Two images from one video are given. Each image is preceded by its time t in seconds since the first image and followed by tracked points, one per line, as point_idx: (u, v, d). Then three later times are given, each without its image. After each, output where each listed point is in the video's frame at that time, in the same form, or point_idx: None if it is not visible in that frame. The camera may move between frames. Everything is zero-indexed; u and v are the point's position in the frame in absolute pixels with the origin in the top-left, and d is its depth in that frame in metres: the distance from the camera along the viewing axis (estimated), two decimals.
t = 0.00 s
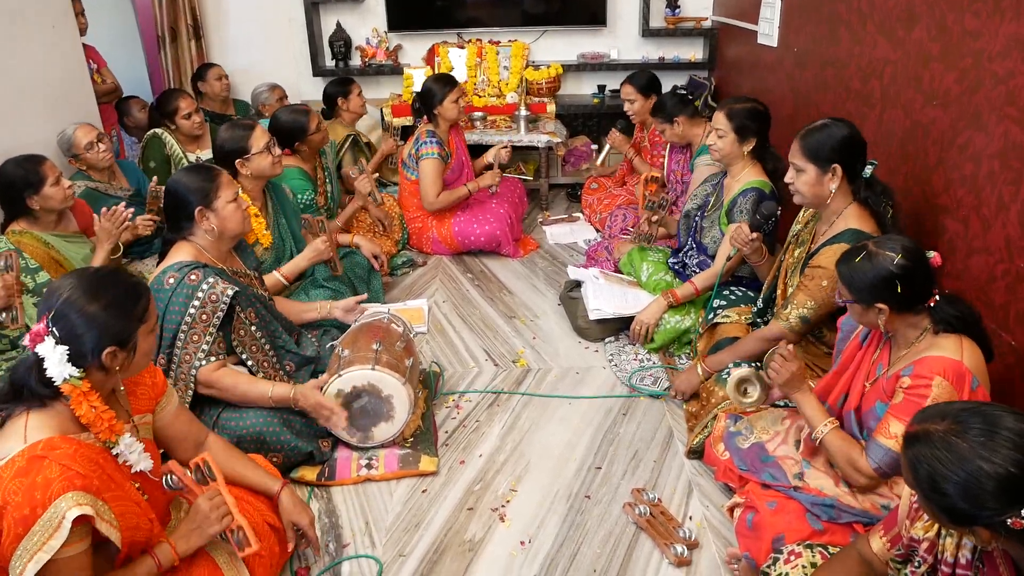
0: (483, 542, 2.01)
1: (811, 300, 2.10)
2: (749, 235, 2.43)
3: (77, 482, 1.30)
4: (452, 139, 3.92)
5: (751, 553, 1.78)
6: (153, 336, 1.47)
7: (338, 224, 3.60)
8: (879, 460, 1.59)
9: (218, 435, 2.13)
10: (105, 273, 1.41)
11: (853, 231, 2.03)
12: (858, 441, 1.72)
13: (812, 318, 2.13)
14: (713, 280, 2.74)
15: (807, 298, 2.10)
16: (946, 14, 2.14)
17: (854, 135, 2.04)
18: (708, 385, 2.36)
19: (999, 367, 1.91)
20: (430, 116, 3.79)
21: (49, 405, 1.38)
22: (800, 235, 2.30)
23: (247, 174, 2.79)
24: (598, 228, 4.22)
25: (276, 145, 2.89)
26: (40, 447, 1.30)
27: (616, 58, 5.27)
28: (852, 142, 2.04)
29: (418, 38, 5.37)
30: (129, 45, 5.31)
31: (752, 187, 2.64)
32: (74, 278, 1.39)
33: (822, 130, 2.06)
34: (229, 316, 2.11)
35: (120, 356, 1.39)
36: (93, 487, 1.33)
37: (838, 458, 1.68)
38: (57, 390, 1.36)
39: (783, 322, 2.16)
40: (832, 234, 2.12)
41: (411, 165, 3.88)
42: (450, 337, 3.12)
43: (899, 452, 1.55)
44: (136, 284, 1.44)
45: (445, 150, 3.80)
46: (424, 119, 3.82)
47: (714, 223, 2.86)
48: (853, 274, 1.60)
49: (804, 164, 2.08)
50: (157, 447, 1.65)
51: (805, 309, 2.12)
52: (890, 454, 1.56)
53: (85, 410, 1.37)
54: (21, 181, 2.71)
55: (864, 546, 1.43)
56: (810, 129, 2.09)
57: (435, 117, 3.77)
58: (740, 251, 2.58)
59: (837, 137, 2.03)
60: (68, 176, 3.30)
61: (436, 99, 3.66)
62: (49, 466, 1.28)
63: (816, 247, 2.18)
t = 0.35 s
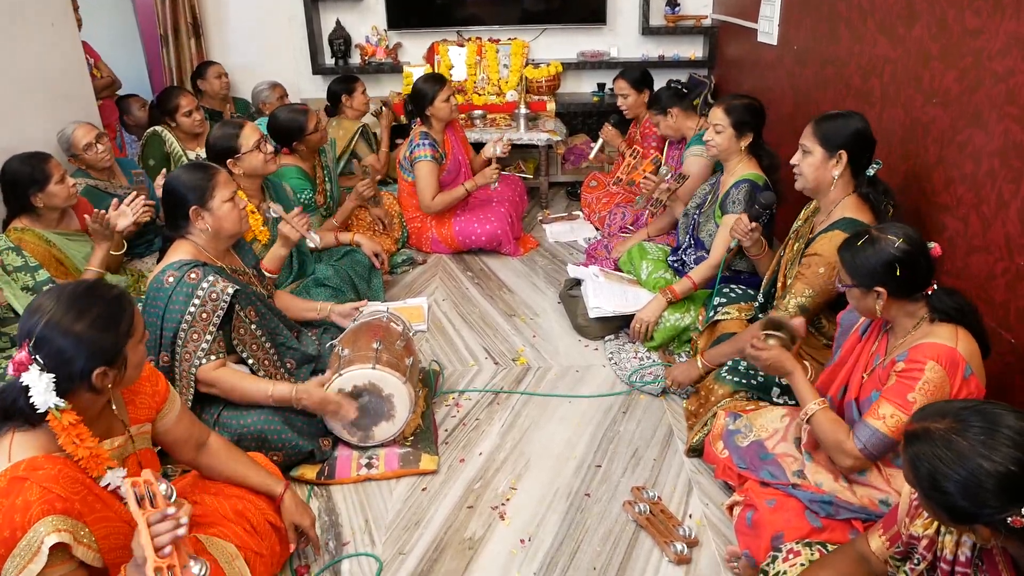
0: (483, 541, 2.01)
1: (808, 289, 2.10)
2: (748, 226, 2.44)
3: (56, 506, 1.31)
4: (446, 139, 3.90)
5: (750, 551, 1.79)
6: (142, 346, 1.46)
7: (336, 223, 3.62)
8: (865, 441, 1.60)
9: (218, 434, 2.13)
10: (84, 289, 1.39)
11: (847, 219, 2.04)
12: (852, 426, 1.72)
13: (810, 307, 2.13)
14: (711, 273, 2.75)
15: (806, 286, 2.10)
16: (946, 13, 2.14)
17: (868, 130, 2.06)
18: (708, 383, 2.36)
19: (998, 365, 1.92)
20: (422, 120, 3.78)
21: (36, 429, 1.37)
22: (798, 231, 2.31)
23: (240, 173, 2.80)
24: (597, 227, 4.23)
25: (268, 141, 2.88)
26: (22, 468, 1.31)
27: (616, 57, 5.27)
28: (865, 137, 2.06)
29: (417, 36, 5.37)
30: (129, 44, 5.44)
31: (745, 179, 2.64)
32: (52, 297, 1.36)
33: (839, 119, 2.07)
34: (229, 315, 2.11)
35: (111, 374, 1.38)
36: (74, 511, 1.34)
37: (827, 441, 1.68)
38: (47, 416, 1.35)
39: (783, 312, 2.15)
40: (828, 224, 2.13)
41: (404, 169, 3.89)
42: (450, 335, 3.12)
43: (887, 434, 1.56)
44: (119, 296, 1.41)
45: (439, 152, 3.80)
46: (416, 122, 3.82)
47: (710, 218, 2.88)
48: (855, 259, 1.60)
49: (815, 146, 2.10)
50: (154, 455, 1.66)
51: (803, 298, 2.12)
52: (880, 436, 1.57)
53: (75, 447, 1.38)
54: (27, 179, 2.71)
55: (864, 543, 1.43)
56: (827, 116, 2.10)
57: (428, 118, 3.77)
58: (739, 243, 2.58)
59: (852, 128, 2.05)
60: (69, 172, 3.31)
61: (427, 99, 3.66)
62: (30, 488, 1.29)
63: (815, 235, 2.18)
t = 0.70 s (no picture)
0: (482, 540, 2.01)
1: (812, 293, 2.10)
2: (750, 226, 2.42)
3: (58, 493, 1.32)
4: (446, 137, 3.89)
5: (750, 551, 1.78)
6: (139, 336, 1.45)
7: (337, 222, 3.62)
8: (877, 450, 1.58)
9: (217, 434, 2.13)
10: (77, 281, 1.38)
11: (852, 222, 2.03)
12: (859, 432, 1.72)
13: (813, 310, 2.12)
14: (713, 275, 2.73)
15: (809, 290, 2.10)
16: (945, 11, 2.14)
17: (879, 135, 2.04)
18: (708, 382, 2.36)
19: (998, 364, 1.91)
20: (424, 115, 3.77)
21: (36, 419, 1.36)
22: (800, 230, 2.31)
23: (243, 169, 2.80)
24: (596, 226, 4.23)
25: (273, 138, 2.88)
26: (23, 456, 1.32)
27: (615, 56, 5.27)
28: (875, 140, 2.04)
29: (417, 36, 5.36)
30: (129, 44, 5.46)
31: (749, 181, 2.63)
32: (46, 290, 1.36)
33: (848, 121, 2.05)
34: (213, 317, 2.10)
35: (109, 364, 1.37)
36: (75, 499, 1.35)
37: (833, 447, 1.66)
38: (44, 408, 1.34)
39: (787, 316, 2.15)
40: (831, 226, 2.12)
41: (406, 166, 3.89)
42: (449, 335, 3.11)
43: (898, 442, 1.55)
44: (112, 287, 1.41)
45: (440, 148, 3.80)
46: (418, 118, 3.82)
47: (711, 219, 2.88)
48: (864, 260, 1.60)
49: (824, 145, 2.08)
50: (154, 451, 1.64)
51: (806, 302, 2.11)
52: (890, 444, 1.56)
53: (74, 441, 1.36)
54: (28, 178, 2.71)
55: (862, 544, 1.43)
56: (841, 116, 2.09)
57: (429, 114, 3.75)
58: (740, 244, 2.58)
59: (862, 132, 2.03)
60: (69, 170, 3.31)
61: (431, 94, 3.65)
62: (32, 475, 1.30)
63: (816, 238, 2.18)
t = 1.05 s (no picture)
0: (482, 542, 2.01)
1: (824, 309, 2.06)
2: (753, 230, 2.43)
3: (85, 457, 1.32)
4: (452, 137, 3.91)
5: (750, 552, 1.78)
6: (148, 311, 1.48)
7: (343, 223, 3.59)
8: (899, 480, 1.57)
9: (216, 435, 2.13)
10: (86, 260, 1.41)
11: (854, 233, 2.04)
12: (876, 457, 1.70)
13: (825, 326, 2.09)
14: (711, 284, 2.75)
15: (821, 307, 2.06)
16: (943, 13, 2.14)
17: (881, 143, 2.05)
18: (705, 383, 2.34)
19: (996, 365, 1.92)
20: (433, 112, 3.79)
21: (57, 392, 1.40)
22: (797, 231, 2.32)
23: (250, 168, 2.80)
24: (595, 227, 4.23)
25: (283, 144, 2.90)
26: (47, 426, 1.33)
27: (614, 58, 5.28)
28: (878, 149, 2.04)
29: (415, 37, 5.37)
30: (128, 45, 5.46)
31: (756, 192, 2.62)
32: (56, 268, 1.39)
33: (849, 129, 2.05)
34: (206, 319, 2.11)
35: (120, 336, 1.41)
36: (100, 463, 1.36)
37: (853, 476, 1.64)
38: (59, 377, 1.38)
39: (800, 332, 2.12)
40: (835, 235, 2.12)
41: (414, 157, 3.88)
42: (447, 336, 3.12)
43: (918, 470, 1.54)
44: (119, 266, 1.44)
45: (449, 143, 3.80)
46: (426, 114, 3.84)
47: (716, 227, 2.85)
48: (880, 276, 1.59)
49: (824, 155, 2.08)
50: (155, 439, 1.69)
51: (819, 319, 2.08)
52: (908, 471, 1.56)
53: (94, 406, 1.42)
54: (24, 178, 2.71)
55: (863, 545, 1.43)
56: (840, 123, 2.08)
57: (438, 110, 3.77)
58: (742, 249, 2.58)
59: (861, 139, 2.03)
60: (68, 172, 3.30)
61: (440, 93, 3.67)
62: (58, 442, 1.31)
63: (817, 247, 2.18)
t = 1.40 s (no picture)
0: (481, 545, 2.01)
1: (812, 300, 2.09)
2: (756, 227, 2.40)
3: (104, 435, 1.33)
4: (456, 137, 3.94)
5: (750, 554, 1.78)
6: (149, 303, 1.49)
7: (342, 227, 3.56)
8: (888, 479, 1.58)
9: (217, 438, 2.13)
10: (87, 253, 1.42)
11: (857, 234, 2.04)
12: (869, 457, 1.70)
13: (811, 317, 2.12)
14: (711, 287, 2.75)
15: (809, 297, 2.09)
16: (940, 14, 2.15)
17: (869, 141, 2.04)
18: (704, 386, 2.34)
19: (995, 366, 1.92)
20: (433, 112, 3.80)
21: (66, 379, 1.39)
22: (798, 231, 2.32)
23: (251, 172, 2.80)
24: (594, 229, 4.23)
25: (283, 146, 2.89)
26: (63, 409, 1.34)
27: (612, 59, 5.28)
28: (866, 147, 2.04)
29: (414, 39, 5.37)
30: (127, 47, 5.45)
31: (757, 197, 2.64)
32: (59, 262, 1.40)
33: (833, 131, 2.06)
34: (223, 319, 2.10)
35: (123, 325, 1.42)
36: (119, 441, 1.37)
37: (846, 478, 1.65)
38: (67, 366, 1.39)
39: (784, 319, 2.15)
40: (836, 236, 2.12)
41: (418, 155, 3.89)
42: (447, 339, 3.12)
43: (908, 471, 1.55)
44: (120, 258, 1.45)
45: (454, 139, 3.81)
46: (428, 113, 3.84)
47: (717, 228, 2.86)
48: (885, 277, 1.58)
49: (811, 160, 2.09)
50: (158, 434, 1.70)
51: (805, 308, 2.11)
52: (898, 471, 1.56)
53: (98, 388, 1.41)
54: (22, 181, 2.72)
55: (869, 542, 1.43)
56: (827, 127, 2.08)
57: (439, 109, 3.77)
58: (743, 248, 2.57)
59: (845, 140, 2.03)
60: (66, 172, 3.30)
61: (441, 93, 3.69)
62: (76, 422, 1.32)
63: (819, 247, 2.18)
